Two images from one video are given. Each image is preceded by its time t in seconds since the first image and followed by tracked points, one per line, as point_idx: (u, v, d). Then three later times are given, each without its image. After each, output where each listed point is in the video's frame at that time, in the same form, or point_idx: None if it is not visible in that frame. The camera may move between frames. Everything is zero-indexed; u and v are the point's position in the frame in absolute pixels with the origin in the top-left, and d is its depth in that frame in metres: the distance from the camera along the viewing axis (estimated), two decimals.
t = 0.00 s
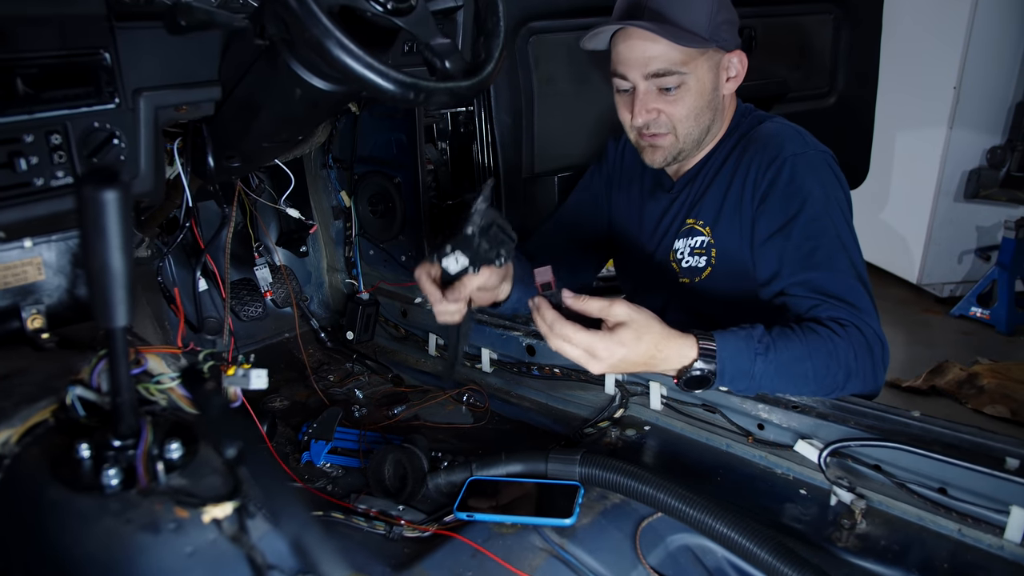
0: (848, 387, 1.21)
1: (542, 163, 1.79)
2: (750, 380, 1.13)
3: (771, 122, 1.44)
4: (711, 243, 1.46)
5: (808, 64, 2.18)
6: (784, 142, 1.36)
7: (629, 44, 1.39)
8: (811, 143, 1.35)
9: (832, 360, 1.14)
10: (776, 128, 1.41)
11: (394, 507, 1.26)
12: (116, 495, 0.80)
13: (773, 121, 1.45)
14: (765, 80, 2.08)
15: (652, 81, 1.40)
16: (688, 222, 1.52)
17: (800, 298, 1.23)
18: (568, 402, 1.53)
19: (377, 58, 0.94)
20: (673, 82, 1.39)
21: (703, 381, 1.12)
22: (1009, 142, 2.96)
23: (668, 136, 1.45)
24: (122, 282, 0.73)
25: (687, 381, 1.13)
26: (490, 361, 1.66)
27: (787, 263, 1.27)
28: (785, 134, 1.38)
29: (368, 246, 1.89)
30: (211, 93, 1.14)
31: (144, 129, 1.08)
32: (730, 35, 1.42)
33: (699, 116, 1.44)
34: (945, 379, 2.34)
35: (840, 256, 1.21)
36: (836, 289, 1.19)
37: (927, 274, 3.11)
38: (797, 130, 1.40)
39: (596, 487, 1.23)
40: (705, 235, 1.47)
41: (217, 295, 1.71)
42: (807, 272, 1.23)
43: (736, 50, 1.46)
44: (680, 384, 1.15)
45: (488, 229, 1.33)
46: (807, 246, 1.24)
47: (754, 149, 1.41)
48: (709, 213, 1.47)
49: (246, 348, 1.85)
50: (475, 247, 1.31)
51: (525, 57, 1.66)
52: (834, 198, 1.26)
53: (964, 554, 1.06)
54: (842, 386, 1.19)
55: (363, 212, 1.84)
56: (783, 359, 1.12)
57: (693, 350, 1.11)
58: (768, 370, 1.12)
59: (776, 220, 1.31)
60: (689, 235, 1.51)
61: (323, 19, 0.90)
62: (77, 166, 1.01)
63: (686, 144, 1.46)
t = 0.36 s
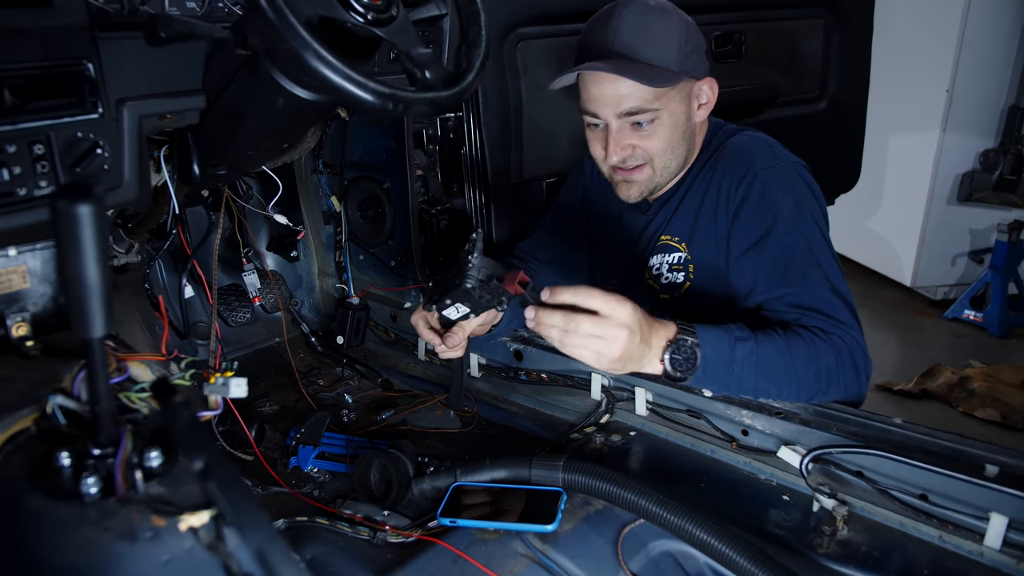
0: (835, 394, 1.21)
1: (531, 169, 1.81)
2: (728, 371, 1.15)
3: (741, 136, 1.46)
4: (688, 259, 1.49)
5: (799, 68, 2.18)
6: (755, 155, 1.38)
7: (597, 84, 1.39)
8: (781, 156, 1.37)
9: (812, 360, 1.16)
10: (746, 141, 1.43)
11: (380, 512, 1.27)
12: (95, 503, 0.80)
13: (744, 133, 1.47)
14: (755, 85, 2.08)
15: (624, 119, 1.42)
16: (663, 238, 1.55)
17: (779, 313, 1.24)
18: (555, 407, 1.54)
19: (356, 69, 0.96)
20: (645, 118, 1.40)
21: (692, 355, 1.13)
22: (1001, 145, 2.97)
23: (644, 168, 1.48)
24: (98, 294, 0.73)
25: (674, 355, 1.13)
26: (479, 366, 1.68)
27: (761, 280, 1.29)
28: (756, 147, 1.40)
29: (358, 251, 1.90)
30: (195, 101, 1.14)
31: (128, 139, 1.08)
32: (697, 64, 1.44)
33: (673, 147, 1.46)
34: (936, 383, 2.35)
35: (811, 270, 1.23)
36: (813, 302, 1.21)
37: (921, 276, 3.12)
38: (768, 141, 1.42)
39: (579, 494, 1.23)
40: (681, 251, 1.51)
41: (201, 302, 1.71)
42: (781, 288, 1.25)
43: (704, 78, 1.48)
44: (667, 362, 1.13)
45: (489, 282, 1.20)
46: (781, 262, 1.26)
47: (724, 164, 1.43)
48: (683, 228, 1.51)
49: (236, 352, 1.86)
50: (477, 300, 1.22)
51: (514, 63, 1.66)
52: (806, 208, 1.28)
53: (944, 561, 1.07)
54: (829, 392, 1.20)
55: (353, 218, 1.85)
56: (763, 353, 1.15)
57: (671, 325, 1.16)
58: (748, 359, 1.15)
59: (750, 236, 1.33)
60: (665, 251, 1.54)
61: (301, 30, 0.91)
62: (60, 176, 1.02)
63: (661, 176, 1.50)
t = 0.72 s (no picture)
0: (827, 394, 1.22)
1: (525, 169, 1.81)
2: (718, 369, 1.15)
3: (732, 137, 1.46)
4: (680, 261, 1.49)
5: (794, 68, 2.18)
6: (744, 156, 1.39)
7: (581, 84, 1.41)
8: (771, 157, 1.37)
9: (803, 360, 1.17)
10: (736, 143, 1.44)
11: (371, 512, 1.26)
12: (82, 503, 0.79)
13: (735, 133, 1.48)
14: (750, 85, 2.08)
15: (607, 118, 1.43)
16: (655, 241, 1.55)
17: (771, 313, 1.25)
18: (548, 408, 1.54)
19: (344, 69, 0.96)
20: (629, 117, 1.41)
21: (682, 351, 1.14)
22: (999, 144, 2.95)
23: (631, 167, 1.49)
24: (83, 295, 0.73)
25: (664, 351, 1.14)
26: (473, 367, 1.68)
27: (753, 281, 1.29)
28: (745, 149, 1.40)
29: (353, 251, 1.91)
30: (186, 101, 1.14)
31: (118, 139, 1.08)
32: (682, 63, 1.44)
33: (661, 147, 1.46)
34: (932, 383, 2.35)
35: (803, 270, 1.24)
36: (805, 303, 1.22)
37: (917, 277, 3.13)
38: (757, 142, 1.42)
39: (570, 494, 1.23)
40: (674, 253, 1.50)
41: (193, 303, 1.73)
42: (773, 289, 1.26)
43: (690, 76, 1.48)
44: (658, 360, 1.14)
45: (498, 292, 1.18)
46: (772, 263, 1.26)
47: (714, 165, 1.43)
48: (675, 231, 1.51)
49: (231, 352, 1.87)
50: (489, 309, 1.19)
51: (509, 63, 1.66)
52: (796, 209, 1.29)
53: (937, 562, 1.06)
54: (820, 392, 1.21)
55: (347, 217, 1.85)
56: (753, 351, 1.16)
57: (662, 323, 1.17)
58: (737, 357, 1.15)
59: (740, 238, 1.33)
60: (657, 253, 1.54)
61: (289, 31, 0.92)
62: (49, 177, 1.01)
63: (650, 175, 1.50)
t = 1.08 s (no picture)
0: (827, 393, 1.21)
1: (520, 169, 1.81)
2: (727, 362, 1.11)
3: (725, 138, 1.46)
4: (673, 261, 1.51)
5: (792, 68, 2.17)
6: (740, 156, 1.38)
7: (573, 74, 1.42)
8: (766, 157, 1.36)
9: (808, 358, 1.15)
10: (731, 143, 1.43)
11: (365, 513, 1.27)
12: (70, 505, 0.79)
13: (729, 133, 1.48)
14: (747, 84, 2.08)
15: (600, 108, 1.44)
16: (650, 241, 1.56)
17: (773, 313, 1.23)
18: (543, 408, 1.53)
19: (335, 68, 0.96)
20: (620, 106, 1.42)
21: (692, 339, 1.08)
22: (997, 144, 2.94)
23: (625, 159, 1.49)
24: (72, 295, 0.73)
25: (676, 339, 1.08)
26: (468, 367, 1.68)
27: (753, 281, 1.28)
28: (740, 148, 1.40)
29: (348, 251, 1.90)
30: (178, 101, 1.14)
31: (110, 138, 1.08)
32: (672, 56, 1.45)
33: (653, 138, 1.47)
34: (930, 383, 2.35)
35: (801, 269, 1.23)
36: (806, 301, 1.21)
37: (916, 277, 3.12)
38: (752, 142, 1.42)
39: (564, 495, 1.23)
40: (666, 253, 1.52)
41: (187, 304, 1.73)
42: (773, 288, 1.24)
43: (681, 70, 1.49)
44: (669, 348, 1.07)
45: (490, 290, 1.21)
46: (772, 262, 1.25)
47: (711, 164, 1.43)
48: (670, 231, 1.51)
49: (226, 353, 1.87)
50: (479, 308, 1.21)
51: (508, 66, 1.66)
52: (792, 209, 1.29)
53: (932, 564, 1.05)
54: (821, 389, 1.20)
55: (343, 217, 1.86)
56: (761, 345, 1.13)
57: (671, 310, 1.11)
58: (747, 350, 1.12)
59: (738, 239, 1.32)
60: (652, 253, 1.56)
61: (280, 31, 0.91)
62: (40, 176, 1.01)
63: (642, 167, 1.50)
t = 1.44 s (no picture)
0: (824, 395, 1.16)
1: (518, 168, 1.81)
2: (721, 370, 1.07)
3: (733, 134, 1.46)
4: (677, 257, 1.50)
5: (789, 67, 2.17)
6: (747, 153, 1.38)
7: (584, 65, 1.42)
8: (773, 154, 1.36)
9: (807, 362, 1.11)
10: (739, 139, 1.43)
11: (360, 513, 1.26)
12: (62, 505, 0.78)
13: (736, 130, 1.47)
14: (745, 84, 2.08)
15: (610, 99, 1.43)
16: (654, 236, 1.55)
17: (770, 307, 1.22)
18: (539, 408, 1.53)
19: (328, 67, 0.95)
20: (632, 98, 1.42)
21: (687, 352, 1.04)
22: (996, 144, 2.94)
23: (634, 151, 1.48)
24: (62, 296, 0.72)
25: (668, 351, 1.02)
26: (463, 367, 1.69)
27: (754, 277, 1.26)
28: (748, 147, 1.39)
29: (345, 251, 1.90)
30: (172, 100, 1.14)
31: (103, 137, 1.07)
32: (681, 48, 1.45)
33: (662, 130, 1.47)
34: (928, 384, 2.34)
35: (806, 267, 1.22)
36: (804, 298, 1.19)
37: (915, 276, 3.12)
38: (760, 140, 1.41)
39: (559, 495, 1.23)
40: (672, 249, 1.50)
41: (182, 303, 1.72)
42: (773, 285, 1.23)
43: (690, 62, 1.49)
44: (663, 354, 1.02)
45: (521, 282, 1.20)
46: (774, 258, 1.24)
47: (717, 161, 1.42)
48: (674, 227, 1.50)
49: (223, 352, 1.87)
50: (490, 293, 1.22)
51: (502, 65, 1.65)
52: (797, 208, 1.27)
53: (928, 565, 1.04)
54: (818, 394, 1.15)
55: (340, 217, 1.85)
56: (759, 351, 1.08)
57: (666, 318, 1.03)
58: (743, 356, 1.07)
59: (743, 233, 1.31)
60: (657, 248, 1.54)
61: (272, 30, 0.91)
62: (32, 175, 1.00)
63: (651, 159, 1.50)
